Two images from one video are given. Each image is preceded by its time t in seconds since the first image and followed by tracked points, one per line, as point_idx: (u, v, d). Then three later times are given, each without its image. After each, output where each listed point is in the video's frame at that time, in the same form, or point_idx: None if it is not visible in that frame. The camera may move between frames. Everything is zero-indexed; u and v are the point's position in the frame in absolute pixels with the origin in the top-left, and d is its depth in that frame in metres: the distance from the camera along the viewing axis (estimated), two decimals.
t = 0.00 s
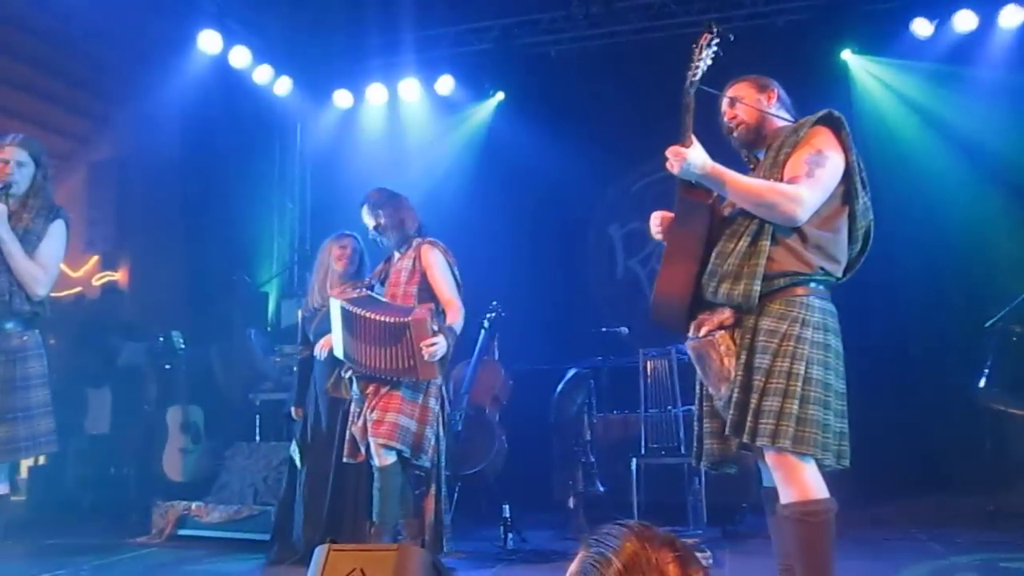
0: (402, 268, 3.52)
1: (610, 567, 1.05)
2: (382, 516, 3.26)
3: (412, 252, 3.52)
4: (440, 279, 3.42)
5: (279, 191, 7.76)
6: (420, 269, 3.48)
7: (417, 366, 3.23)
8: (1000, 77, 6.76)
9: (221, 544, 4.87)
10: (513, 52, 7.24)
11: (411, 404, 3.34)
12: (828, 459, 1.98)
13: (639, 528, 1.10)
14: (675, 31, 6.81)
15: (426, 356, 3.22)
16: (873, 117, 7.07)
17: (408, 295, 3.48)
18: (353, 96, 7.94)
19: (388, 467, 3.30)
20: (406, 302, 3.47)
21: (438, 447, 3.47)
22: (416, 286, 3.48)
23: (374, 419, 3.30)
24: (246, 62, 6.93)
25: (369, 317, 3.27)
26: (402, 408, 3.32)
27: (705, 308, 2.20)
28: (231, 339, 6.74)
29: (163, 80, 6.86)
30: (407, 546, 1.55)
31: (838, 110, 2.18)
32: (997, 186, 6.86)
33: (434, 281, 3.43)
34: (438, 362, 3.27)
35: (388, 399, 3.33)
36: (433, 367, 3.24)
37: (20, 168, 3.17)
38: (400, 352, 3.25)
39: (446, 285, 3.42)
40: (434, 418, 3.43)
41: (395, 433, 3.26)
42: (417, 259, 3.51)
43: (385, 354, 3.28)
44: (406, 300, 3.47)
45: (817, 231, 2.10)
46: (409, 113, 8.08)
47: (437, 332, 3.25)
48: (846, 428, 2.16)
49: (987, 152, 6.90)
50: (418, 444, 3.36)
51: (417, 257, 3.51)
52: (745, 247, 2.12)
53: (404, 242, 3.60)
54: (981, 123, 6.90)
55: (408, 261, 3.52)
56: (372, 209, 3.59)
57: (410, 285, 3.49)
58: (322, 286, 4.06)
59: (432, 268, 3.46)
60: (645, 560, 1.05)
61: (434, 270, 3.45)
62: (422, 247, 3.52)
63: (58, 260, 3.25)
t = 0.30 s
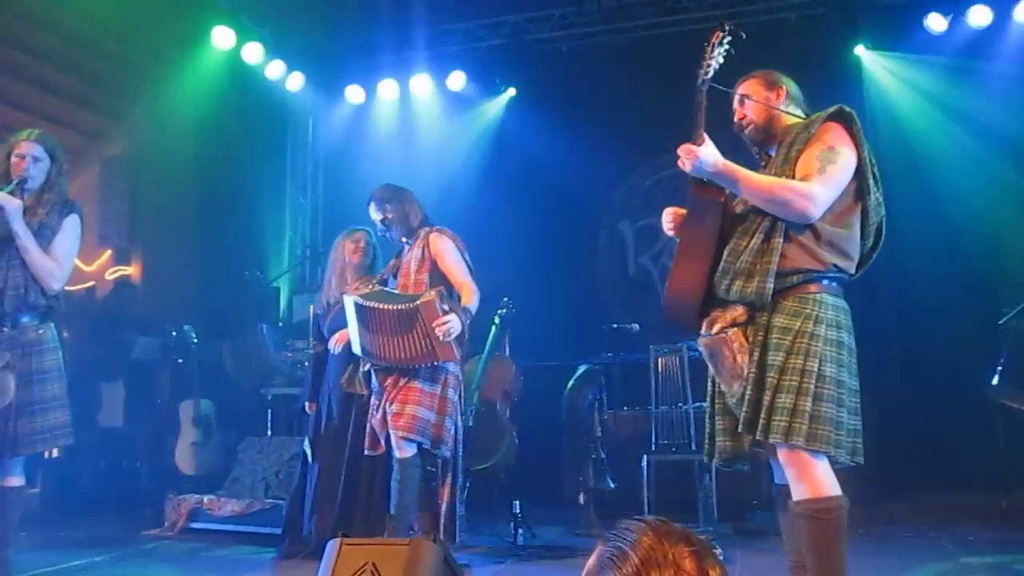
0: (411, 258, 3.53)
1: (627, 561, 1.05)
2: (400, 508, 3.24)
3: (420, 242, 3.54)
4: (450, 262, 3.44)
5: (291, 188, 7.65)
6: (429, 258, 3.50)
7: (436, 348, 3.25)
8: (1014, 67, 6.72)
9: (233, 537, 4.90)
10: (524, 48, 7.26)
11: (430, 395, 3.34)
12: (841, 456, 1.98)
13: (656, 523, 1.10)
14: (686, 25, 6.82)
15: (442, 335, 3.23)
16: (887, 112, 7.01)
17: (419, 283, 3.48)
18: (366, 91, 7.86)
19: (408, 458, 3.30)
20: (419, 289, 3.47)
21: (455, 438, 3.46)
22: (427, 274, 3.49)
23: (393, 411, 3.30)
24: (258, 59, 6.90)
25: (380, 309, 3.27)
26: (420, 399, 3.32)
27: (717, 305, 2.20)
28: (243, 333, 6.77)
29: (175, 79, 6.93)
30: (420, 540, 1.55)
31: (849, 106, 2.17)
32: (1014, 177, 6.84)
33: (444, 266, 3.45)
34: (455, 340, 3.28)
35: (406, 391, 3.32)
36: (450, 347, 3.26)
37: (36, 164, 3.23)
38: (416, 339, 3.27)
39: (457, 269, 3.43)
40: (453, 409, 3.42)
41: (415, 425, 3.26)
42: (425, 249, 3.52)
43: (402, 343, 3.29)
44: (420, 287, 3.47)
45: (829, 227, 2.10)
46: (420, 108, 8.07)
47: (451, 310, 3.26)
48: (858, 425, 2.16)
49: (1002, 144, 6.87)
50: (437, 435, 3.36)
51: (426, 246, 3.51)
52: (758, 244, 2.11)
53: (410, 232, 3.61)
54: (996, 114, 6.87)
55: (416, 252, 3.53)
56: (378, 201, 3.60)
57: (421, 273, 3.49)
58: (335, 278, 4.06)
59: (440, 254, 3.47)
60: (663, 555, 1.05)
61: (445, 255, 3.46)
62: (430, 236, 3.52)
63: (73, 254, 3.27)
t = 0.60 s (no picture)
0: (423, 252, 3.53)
1: (646, 561, 1.08)
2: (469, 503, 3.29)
3: (433, 235, 3.52)
4: (467, 249, 3.42)
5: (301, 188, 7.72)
6: (440, 252, 3.48)
7: (443, 343, 3.25)
8: None
9: (245, 535, 4.93)
10: (532, 46, 7.29)
11: (450, 392, 3.30)
12: (852, 455, 1.98)
13: (673, 524, 1.12)
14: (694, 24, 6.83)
15: (445, 328, 3.22)
16: (898, 110, 6.99)
17: (431, 278, 3.47)
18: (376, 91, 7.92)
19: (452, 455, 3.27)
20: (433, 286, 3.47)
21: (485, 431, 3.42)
22: (439, 268, 3.48)
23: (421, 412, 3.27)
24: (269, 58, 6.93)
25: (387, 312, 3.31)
26: (444, 397, 3.28)
27: (727, 305, 2.21)
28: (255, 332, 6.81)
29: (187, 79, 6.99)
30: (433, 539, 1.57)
31: (858, 105, 2.17)
32: None
33: (457, 257, 3.44)
34: (461, 332, 3.27)
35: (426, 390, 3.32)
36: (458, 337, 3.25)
37: (51, 165, 3.26)
38: (423, 337, 3.27)
39: (473, 257, 3.41)
40: (478, 402, 3.37)
41: (445, 424, 3.23)
42: (438, 241, 3.51)
43: (411, 342, 3.30)
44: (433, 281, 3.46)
45: (839, 226, 2.10)
46: (430, 108, 8.09)
47: (453, 302, 3.26)
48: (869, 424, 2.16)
49: (1016, 138, 6.80)
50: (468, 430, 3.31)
51: (437, 240, 3.51)
52: (768, 244, 2.12)
53: (422, 228, 3.63)
54: (1010, 109, 6.80)
55: (429, 246, 3.52)
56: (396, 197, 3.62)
57: (432, 269, 3.49)
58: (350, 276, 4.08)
59: (451, 246, 3.46)
60: (681, 556, 1.07)
61: (459, 245, 3.45)
62: (442, 230, 3.51)
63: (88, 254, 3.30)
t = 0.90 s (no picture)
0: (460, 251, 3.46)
1: (670, 558, 1.10)
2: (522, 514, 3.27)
3: (468, 233, 3.45)
4: (503, 240, 3.31)
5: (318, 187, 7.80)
6: (477, 250, 3.39)
7: (495, 341, 3.19)
8: None
9: (265, 533, 4.97)
10: (549, 45, 7.29)
11: (511, 392, 3.23)
12: (870, 453, 1.99)
13: (698, 521, 1.14)
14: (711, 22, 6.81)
15: (489, 324, 3.11)
16: (918, 107, 6.95)
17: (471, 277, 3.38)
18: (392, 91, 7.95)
19: (511, 460, 3.25)
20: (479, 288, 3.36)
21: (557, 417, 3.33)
22: (477, 266, 3.39)
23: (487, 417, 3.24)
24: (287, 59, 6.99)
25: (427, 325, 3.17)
26: (506, 399, 3.23)
27: (743, 304, 2.21)
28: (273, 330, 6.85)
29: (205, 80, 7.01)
30: (456, 537, 1.59)
31: (874, 102, 2.17)
32: None
33: (495, 251, 3.36)
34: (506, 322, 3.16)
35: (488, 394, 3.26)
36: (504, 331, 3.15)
37: (74, 166, 3.31)
38: (475, 338, 3.17)
39: (512, 248, 3.31)
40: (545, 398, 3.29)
41: (511, 427, 3.20)
42: (474, 238, 3.43)
43: (461, 351, 3.21)
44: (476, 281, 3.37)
45: (856, 224, 2.11)
46: (446, 106, 8.13)
47: (491, 299, 3.14)
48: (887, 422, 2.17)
49: None
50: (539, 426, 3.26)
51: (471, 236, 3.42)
52: (784, 243, 2.12)
53: (459, 224, 3.63)
54: None
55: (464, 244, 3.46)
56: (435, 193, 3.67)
57: (470, 268, 3.41)
58: (367, 274, 4.19)
59: (488, 241, 3.37)
60: (706, 553, 1.09)
61: (496, 237, 3.35)
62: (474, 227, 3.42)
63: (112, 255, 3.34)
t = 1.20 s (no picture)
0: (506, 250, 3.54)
1: (700, 556, 1.10)
2: (566, 507, 3.49)
3: (511, 230, 3.54)
4: (547, 234, 3.42)
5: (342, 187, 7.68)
6: (523, 246, 3.49)
7: (564, 335, 3.29)
8: None
9: (292, 530, 5.01)
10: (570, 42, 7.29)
11: (571, 387, 3.39)
12: (899, 451, 1.97)
13: (727, 518, 1.15)
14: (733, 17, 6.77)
15: (563, 317, 3.22)
16: (946, 99, 6.82)
17: (522, 273, 3.47)
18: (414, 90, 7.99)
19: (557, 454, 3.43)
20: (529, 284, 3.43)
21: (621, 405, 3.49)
22: (525, 262, 3.49)
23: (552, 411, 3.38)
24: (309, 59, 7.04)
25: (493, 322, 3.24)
26: (571, 393, 3.38)
27: (768, 301, 2.20)
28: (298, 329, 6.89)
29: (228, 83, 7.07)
30: (485, 534, 1.60)
31: (898, 95, 2.15)
32: None
33: (541, 245, 3.44)
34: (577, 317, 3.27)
35: (549, 388, 3.39)
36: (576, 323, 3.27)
37: (104, 169, 3.35)
38: (543, 335, 3.28)
39: (563, 243, 3.42)
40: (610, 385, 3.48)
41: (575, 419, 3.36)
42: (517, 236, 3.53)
43: (528, 346, 3.31)
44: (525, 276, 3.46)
45: (881, 219, 2.09)
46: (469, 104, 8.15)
47: (563, 292, 3.24)
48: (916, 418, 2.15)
49: None
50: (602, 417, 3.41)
51: (517, 234, 3.52)
52: (808, 239, 2.11)
53: (499, 226, 3.62)
54: None
55: (510, 242, 3.53)
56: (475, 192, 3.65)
57: (518, 264, 3.50)
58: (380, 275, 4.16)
59: (535, 237, 3.46)
60: (736, 551, 1.09)
61: (541, 233, 3.44)
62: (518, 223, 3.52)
63: (141, 255, 3.38)
